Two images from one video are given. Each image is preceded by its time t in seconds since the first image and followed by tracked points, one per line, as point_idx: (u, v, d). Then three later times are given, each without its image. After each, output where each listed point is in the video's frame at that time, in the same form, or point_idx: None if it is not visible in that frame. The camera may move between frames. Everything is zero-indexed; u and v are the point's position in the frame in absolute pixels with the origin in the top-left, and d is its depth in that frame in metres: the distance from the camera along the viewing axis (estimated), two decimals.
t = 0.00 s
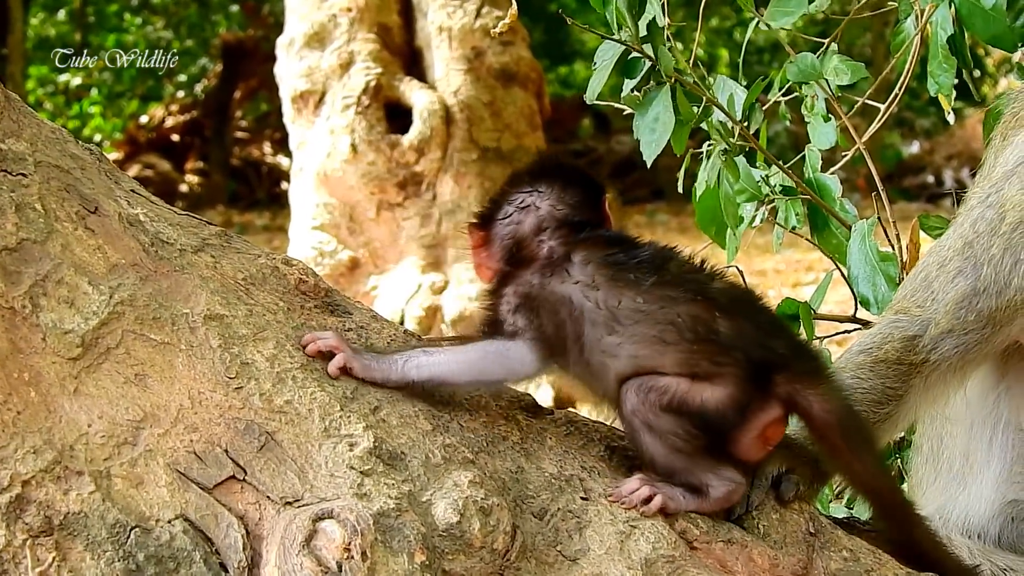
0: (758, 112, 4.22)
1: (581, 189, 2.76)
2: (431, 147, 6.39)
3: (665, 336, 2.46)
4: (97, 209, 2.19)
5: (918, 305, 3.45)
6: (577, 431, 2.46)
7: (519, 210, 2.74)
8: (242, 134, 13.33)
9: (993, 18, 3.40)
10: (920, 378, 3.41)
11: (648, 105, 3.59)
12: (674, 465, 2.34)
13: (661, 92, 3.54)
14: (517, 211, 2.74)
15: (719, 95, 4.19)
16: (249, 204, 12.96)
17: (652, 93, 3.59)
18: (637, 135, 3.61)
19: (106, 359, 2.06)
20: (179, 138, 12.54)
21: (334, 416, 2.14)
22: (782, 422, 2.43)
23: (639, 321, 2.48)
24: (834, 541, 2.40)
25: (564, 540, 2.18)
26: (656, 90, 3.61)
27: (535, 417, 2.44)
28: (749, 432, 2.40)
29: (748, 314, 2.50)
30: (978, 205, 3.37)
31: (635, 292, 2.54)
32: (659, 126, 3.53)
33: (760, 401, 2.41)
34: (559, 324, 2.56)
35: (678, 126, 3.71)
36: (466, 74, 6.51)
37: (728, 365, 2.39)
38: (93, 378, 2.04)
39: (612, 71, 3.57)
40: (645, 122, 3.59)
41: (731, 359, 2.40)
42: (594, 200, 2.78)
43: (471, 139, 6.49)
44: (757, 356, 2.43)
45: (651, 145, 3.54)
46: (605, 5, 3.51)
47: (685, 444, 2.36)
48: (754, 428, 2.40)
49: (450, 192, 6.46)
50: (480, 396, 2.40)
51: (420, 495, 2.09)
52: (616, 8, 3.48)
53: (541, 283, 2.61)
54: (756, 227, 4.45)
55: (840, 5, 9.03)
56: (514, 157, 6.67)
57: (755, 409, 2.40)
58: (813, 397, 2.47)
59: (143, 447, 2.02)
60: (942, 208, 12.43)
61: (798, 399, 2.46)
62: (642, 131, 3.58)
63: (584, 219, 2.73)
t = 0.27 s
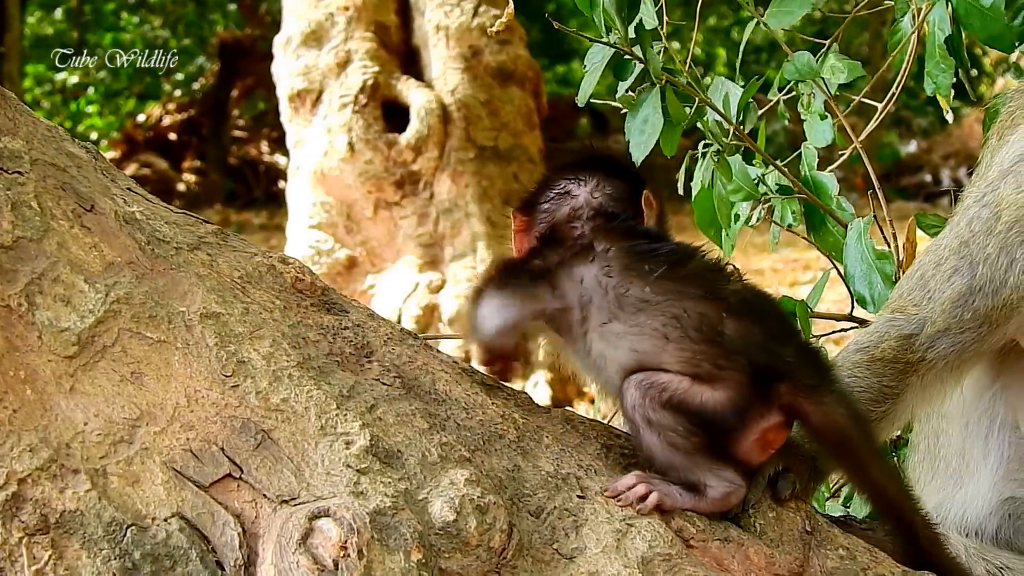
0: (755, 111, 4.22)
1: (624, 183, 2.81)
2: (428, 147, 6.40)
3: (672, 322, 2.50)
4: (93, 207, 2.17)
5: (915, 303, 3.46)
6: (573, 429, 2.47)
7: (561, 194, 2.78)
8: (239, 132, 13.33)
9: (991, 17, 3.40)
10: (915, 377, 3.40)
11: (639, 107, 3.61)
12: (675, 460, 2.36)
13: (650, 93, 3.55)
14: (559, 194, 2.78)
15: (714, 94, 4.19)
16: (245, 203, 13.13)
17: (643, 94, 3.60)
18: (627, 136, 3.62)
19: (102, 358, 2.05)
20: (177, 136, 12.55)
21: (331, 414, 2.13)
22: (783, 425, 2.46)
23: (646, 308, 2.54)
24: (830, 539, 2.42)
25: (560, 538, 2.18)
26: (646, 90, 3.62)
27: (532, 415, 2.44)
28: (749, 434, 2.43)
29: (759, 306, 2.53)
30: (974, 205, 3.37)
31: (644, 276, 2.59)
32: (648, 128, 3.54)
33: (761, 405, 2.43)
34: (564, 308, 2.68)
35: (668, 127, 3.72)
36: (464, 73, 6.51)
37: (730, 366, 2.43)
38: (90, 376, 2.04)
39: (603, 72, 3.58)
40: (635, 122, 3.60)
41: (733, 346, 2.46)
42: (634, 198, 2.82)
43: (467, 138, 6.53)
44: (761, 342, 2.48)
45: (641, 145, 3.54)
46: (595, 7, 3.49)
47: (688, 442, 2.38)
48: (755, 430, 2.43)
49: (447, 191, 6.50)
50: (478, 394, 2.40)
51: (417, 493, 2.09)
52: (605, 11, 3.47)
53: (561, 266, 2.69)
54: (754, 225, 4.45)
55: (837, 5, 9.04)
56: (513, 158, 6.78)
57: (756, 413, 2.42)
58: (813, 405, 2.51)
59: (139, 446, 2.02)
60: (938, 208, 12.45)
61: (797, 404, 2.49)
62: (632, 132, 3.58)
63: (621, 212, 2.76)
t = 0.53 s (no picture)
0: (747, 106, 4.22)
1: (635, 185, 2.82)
2: (421, 142, 6.38)
3: (667, 306, 2.55)
4: (84, 204, 2.16)
5: (906, 299, 3.46)
6: (564, 425, 2.47)
7: (572, 194, 2.79)
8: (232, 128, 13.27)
9: (982, 12, 3.40)
10: (908, 372, 3.41)
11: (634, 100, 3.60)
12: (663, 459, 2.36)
13: (646, 87, 3.54)
14: (569, 195, 2.79)
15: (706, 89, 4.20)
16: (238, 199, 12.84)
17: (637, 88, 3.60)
18: (622, 131, 3.60)
19: (93, 354, 2.05)
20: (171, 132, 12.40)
21: (322, 411, 2.13)
22: (764, 412, 2.46)
23: (643, 292, 2.59)
24: (821, 534, 2.44)
25: (552, 534, 2.18)
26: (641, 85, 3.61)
27: (524, 411, 2.45)
28: (728, 423, 2.43)
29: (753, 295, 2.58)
30: (966, 200, 3.34)
31: (641, 263, 2.65)
32: (644, 122, 3.53)
33: (735, 394, 2.43)
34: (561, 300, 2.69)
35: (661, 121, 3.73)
36: (456, 69, 6.52)
37: (711, 354, 2.45)
38: (81, 373, 2.04)
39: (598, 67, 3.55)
40: (631, 117, 3.59)
41: (728, 332, 2.47)
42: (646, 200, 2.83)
43: (461, 133, 6.50)
44: (760, 329, 2.49)
45: (636, 139, 3.53)
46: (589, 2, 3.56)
47: (669, 438, 2.38)
48: (733, 419, 2.43)
49: (439, 185, 6.47)
50: (470, 391, 2.41)
51: (408, 489, 2.09)
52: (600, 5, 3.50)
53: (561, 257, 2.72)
54: (745, 221, 4.46)
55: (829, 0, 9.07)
56: (505, 154, 6.80)
57: (732, 403, 2.42)
58: (792, 391, 2.46)
59: (129, 442, 2.02)
60: (931, 203, 12.49)
61: (776, 392, 2.46)
62: (626, 127, 3.58)
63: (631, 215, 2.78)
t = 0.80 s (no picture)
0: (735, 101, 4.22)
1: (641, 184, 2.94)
2: (408, 137, 6.40)
3: (648, 293, 2.67)
4: (70, 202, 2.15)
5: (893, 295, 3.45)
6: (552, 421, 2.47)
7: (581, 196, 2.93)
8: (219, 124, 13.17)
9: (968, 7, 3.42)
10: (894, 368, 3.45)
11: (620, 95, 3.59)
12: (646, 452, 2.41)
13: (631, 83, 3.54)
14: (579, 196, 2.93)
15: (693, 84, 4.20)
16: (227, 194, 12.76)
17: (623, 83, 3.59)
18: (607, 125, 3.59)
19: (80, 352, 2.05)
20: (159, 128, 12.30)
21: (307, 407, 2.13)
22: (744, 403, 2.51)
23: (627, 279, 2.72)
24: (809, 530, 2.44)
25: (539, 531, 2.18)
26: (627, 80, 3.62)
27: (512, 407, 2.44)
28: (706, 413, 2.50)
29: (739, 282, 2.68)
30: (953, 197, 3.31)
31: (631, 252, 2.76)
32: (629, 117, 3.53)
33: (710, 382, 2.53)
34: (550, 293, 2.81)
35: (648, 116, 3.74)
36: (444, 65, 6.61)
37: (686, 344, 2.57)
38: (67, 371, 2.03)
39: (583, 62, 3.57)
40: (615, 112, 3.59)
41: (706, 321, 2.58)
42: (653, 200, 2.94)
43: (448, 129, 6.58)
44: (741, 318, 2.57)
45: (621, 134, 3.54)
46: None
47: (652, 429, 2.45)
48: (710, 409, 2.50)
49: (427, 181, 6.52)
50: (457, 387, 2.40)
51: (394, 486, 2.09)
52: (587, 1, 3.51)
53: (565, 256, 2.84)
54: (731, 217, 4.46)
55: None
56: (493, 150, 6.90)
57: (708, 392, 2.51)
58: (771, 383, 2.52)
59: (116, 439, 2.03)
60: (920, 197, 12.58)
61: (752, 382, 2.53)
62: (612, 121, 3.56)
63: (640, 211, 2.88)
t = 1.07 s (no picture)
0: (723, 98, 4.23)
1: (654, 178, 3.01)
2: (396, 135, 6.42)
3: (630, 284, 2.75)
4: (56, 199, 2.16)
5: (882, 293, 3.47)
6: (539, 419, 2.48)
7: (595, 191, 2.98)
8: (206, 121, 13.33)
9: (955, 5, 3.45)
10: (884, 367, 3.46)
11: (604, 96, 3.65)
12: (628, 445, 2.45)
13: (615, 84, 3.60)
14: (593, 193, 2.98)
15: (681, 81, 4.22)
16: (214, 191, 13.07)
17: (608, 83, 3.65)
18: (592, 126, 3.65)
19: (66, 350, 2.05)
20: (146, 125, 12.50)
21: (294, 405, 2.13)
22: (724, 399, 2.52)
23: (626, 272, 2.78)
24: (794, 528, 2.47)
25: (526, 528, 2.19)
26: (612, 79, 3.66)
27: (498, 405, 2.45)
28: (684, 405, 2.54)
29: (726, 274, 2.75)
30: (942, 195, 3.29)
31: (627, 243, 2.82)
32: (615, 117, 3.57)
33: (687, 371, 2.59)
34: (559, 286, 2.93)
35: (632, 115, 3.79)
36: (432, 62, 6.67)
37: (662, 335, 2.66)
38: (53, 369, 2.03)
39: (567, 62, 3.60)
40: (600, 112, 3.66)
41: (682, 313, 2.66)
42: (665, 196, 2.99)
43: (435, 126, 6.62)
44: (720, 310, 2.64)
45: (608, 135, 3.59)
46: None
47: (635, 420, 2.50)
48: (688, 401, 2.54)
49: (414, 178, 6.53)
50: (443, 385, 2.41)
51: (381, 484, 2.09)
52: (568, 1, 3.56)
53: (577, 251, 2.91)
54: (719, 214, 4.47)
55: None
56: (481, 147, 6.97)
57: (686, 381, 2.57)
58: (747, 380, 2.54)
59: (103, 437, 2.02)
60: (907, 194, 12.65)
61: (727, 377, 2.55)
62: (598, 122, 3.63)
63: (654, 205, 2.94)
